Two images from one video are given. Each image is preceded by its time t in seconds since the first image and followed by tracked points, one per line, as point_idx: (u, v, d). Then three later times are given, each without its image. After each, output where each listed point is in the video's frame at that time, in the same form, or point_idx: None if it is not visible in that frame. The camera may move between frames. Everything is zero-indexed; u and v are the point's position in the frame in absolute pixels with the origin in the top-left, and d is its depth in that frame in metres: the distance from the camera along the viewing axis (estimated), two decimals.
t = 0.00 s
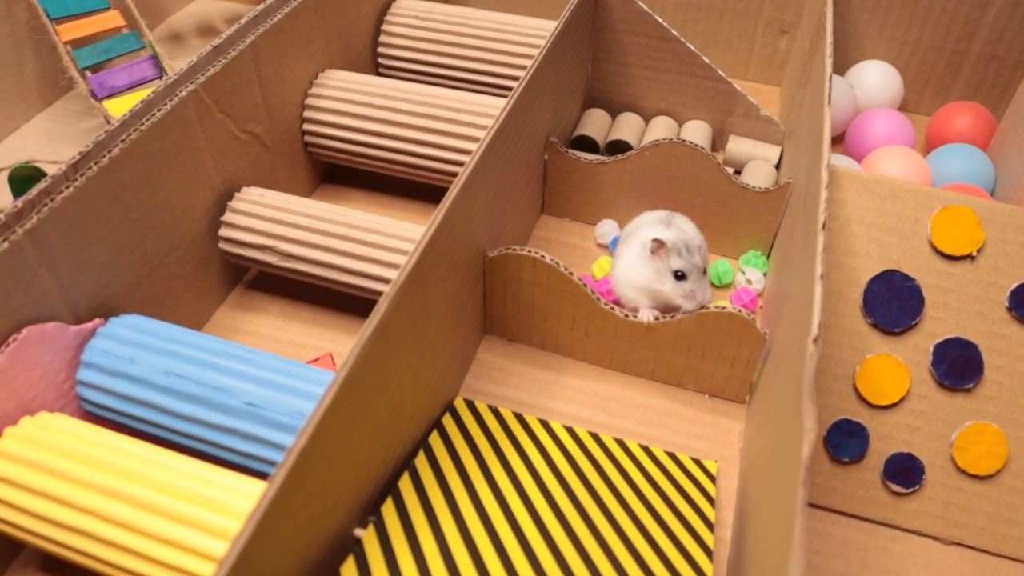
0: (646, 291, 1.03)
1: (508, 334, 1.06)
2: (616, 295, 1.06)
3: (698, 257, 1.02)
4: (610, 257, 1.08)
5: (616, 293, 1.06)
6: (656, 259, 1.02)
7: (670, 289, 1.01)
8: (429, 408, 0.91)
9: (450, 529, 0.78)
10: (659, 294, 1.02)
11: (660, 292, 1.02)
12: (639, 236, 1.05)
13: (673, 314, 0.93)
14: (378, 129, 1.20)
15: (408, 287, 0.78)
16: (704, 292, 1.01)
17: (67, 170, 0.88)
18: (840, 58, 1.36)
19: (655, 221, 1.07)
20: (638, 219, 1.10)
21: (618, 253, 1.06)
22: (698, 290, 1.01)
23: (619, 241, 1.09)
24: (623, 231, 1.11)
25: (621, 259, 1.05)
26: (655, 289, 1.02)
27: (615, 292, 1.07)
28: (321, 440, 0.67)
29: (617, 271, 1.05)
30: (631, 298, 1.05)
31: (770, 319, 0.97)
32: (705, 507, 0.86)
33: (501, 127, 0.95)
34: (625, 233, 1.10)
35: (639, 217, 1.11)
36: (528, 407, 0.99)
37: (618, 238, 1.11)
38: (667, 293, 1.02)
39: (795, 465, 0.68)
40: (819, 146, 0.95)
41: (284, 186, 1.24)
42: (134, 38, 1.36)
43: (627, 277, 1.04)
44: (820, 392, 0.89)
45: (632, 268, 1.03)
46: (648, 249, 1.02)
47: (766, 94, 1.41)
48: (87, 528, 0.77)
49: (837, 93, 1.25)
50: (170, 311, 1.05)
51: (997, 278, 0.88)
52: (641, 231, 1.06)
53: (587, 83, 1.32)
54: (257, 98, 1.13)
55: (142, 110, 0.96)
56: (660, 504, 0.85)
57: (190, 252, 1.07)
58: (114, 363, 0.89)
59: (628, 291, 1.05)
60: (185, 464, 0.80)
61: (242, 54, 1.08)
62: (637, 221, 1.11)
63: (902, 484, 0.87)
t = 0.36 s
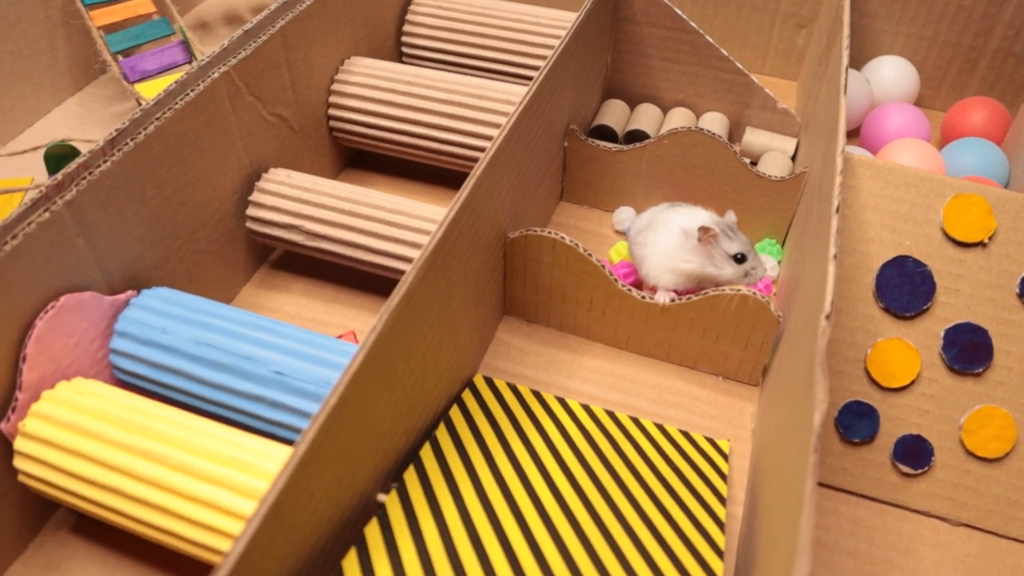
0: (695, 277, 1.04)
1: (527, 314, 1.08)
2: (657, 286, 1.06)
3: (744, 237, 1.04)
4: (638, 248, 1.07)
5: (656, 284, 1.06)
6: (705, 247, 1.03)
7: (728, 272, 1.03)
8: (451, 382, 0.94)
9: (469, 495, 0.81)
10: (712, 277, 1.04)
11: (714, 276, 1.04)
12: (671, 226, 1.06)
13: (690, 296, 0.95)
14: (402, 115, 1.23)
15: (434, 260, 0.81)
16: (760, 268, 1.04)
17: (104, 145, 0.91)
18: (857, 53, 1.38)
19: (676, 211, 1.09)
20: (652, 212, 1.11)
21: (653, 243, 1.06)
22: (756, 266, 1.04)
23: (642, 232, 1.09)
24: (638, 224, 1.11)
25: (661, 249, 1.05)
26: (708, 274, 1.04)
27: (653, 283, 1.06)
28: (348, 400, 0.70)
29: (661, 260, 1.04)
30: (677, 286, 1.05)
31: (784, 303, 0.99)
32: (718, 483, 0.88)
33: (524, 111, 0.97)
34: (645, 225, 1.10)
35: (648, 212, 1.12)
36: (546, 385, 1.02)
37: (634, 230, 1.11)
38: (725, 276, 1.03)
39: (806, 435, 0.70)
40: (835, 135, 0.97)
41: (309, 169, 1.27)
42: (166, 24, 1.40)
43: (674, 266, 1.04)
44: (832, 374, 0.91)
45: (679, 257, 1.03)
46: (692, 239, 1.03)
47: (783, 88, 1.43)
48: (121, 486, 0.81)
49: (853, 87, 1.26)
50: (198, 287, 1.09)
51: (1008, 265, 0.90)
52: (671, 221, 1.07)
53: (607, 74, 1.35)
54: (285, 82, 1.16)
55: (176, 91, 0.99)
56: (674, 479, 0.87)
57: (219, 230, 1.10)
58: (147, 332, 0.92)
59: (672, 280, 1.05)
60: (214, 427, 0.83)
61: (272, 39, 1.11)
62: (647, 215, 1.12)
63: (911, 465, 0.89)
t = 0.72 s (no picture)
0: (699, 236, 1.06)
1: (544, 299, 1.11)
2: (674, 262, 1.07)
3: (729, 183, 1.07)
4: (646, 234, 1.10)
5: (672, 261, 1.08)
6: (694, 203, 1.06)
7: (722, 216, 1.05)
8: (469, 361, 0.96)
9: (486, 468, 0.83)
10: (712, 227, 1.06)
11: (712, 228, 1.05)
12: (664, 197, 1.09)
13: (704, 282, 0.97)
14: (423, 103, 1.25)
15: (456, 238, 0.83)
16: (745, 208, 1.06)
17: (136, 125, 0.94)
18: (872, 50, 1.40)
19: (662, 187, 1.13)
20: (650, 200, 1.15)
21: (657, 224, 1.09)
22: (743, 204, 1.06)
23: (646, 220, 1.12)
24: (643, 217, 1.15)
25: (664, 223, 1.07)
26: (706, 228, 1.05)
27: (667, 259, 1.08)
28: (374, 367, 0.72)
29: (665, 232, 1.07)
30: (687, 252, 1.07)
31: (796, 290, 1.01)
32: (729, 463, 0.90)
33: (544, 98, 1.00)
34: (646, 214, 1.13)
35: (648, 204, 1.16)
36: (561, 367, 1.04)
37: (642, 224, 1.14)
38: (722, 221, 1.05)
39: (816, 412, 0.72)
40: (849, 126, 0.99)
41: (331, 156, 1.29)
42: (192, 13, 1.42)
43: (678, 232, 1.06)
44: (843, 359, 0.93)
45: (678, 223, 1.06)
46: (681, 200, 1.07)
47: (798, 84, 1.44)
48: (149, 454, 0.83)
49: (867, 83, 1.28)
50: (223, 267, 1.11)
51: (1018, 255, 0.91)
52: (665, 193, 1.10)
53: (624, 66, 1.37)
54: (309, 69, 1.19)
55: (205, 75, 1.02)
56: (687, 458, 0.89)
57: (243, 212, 1.13)
58: (174, 308, 0.95)
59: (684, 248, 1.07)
60: (239, 398, 0.86)
61: (298, 26, 1.14)
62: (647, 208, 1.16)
63: (920, 450, 0.90)
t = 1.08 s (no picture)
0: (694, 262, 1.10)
1: (557, 288, 1.12)
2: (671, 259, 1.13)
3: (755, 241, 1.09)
4: (663, 225, 1.13)
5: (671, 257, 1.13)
6: (716, 233, 1.08)
7: (726, 257, 1.08)
8: (483, 346, 0.98)
9: (500, 449, 0.85)
10: (712, 261, 1.10)
11: (707, 261, 1.10)
12: (694, 208, 1.11)
13: (715, 271, 0.99)
14: (439, 95, 1.27)
15: (474, 223, 0.85)
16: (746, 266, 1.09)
17: (161, 112, 0.96)
18: (885, 47, 1.41)
19: (700, 190, 1.13)
20: (678, 186, 1.16)
21: (675, 222, 1.11)
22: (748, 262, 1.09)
23: (668, 209, 1.14)
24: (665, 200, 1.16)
25: (680, 228, 1.10)
26: (703, 259, 1.09)
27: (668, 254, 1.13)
28: (393, 346, 0.74)
29: (677, 240, 1.10)
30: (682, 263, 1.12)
31: (807, 281, 1.02)
32: (739, 449, 0.91)
33: (560, 89, 1.01)
34: (670, 201, 1.15)
35: (676, 186, 1.17)
36: (573, 354, 1.06)
37: (662, 205, 1.16)
38: (722, 261, 1.09)
39: (825, 393, 0.73)
40: (860, 118, 1.00)
41: (348, 146, 1.31)
42: (212, 5, 1.44)
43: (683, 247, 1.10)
44: (852, 349, 0.94)
45: (689, 238, 1.10)
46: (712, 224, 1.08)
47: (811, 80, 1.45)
48: (172, 431, 0.85)
49: (879, 78, 1.28)
50: (242, 253, 1.14)
51: None
52: (697, 201, 1.11)
53: (638, 61, 1.38)
54: (329, 60, 1.21)
55: (228, 64, 1.04)
56: (697, 444, 0.91)
57: (262, 200, 1.15)
58: (196, 290, 0.97)
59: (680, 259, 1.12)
60: (259, 377, 0.88)
61: (318, 18, 1.16)
62: (673, 189, 1.17)
63: (928, 439, 0.92)
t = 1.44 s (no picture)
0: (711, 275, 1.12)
1: (571, 276, 1.14)
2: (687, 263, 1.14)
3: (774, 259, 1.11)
4: (686, 235, 1.13)
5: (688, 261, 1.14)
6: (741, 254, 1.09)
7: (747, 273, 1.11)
8: (498, 331, 1.00)
9: (514, 429, 0.86)
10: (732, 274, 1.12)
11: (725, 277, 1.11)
12: (721, 224, 1.10)
13: (727, 260, 1.00)
14: (456, 86, 1.29)
15: (491, 208, 0.87)
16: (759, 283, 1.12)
17: (187, 97, 0.99)
18: (898, 44, 1.42)
19: (724, 200, 1.12)
20: (699, 191, 1.14)
21: (699, 236, 1.11)
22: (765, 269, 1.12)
23: (691, 217, 1.13)
24: (685, 204, 1.15)
25: (704, 243, 1.11)
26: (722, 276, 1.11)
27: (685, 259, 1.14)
28: (412, 326, 0.76)
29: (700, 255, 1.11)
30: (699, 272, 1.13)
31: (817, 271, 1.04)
32: (749, 433, 0.93)
33: (576, 79, 1.03)
34: (693, 208, 1.13)
35: (697, 188, 1.14)
36: (586, 341, 1.08)
37: (682, 208, 1.15)
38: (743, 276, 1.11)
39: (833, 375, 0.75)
40: (872, 112, 1.01)
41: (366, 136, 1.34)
42: None
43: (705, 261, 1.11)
44: (861, 338, 0.96)
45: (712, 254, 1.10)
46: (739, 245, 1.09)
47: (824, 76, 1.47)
48: (196, 406, 0.88)
49: (892, 74, 1.29)
50: (262, 238, 1.16)
51: None
52: (722, 215, 1.11)
53: (653, 55, 1.40)
54: (349, 51, 1.23)
55: (252, 51, 1.07)
56: (708, 428, 0.93)
57: (283, 186, 1.18)
58: (218, 272, 0.99)
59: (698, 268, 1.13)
60: (281, 356, 0.90)
61: (339, 8, 1.18)
62: (693, 193, 1.15)
63: (936, 426, 0.93)
